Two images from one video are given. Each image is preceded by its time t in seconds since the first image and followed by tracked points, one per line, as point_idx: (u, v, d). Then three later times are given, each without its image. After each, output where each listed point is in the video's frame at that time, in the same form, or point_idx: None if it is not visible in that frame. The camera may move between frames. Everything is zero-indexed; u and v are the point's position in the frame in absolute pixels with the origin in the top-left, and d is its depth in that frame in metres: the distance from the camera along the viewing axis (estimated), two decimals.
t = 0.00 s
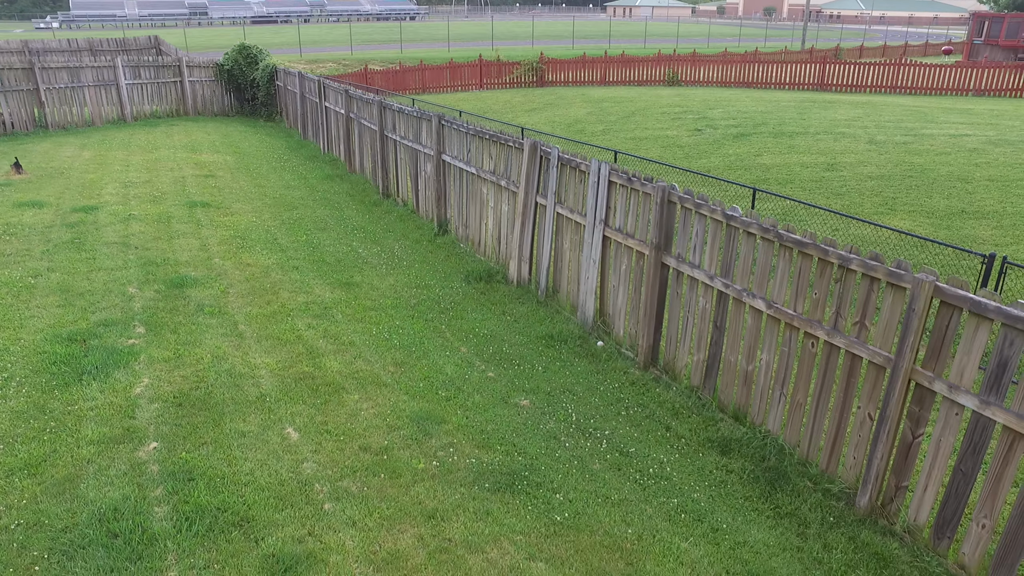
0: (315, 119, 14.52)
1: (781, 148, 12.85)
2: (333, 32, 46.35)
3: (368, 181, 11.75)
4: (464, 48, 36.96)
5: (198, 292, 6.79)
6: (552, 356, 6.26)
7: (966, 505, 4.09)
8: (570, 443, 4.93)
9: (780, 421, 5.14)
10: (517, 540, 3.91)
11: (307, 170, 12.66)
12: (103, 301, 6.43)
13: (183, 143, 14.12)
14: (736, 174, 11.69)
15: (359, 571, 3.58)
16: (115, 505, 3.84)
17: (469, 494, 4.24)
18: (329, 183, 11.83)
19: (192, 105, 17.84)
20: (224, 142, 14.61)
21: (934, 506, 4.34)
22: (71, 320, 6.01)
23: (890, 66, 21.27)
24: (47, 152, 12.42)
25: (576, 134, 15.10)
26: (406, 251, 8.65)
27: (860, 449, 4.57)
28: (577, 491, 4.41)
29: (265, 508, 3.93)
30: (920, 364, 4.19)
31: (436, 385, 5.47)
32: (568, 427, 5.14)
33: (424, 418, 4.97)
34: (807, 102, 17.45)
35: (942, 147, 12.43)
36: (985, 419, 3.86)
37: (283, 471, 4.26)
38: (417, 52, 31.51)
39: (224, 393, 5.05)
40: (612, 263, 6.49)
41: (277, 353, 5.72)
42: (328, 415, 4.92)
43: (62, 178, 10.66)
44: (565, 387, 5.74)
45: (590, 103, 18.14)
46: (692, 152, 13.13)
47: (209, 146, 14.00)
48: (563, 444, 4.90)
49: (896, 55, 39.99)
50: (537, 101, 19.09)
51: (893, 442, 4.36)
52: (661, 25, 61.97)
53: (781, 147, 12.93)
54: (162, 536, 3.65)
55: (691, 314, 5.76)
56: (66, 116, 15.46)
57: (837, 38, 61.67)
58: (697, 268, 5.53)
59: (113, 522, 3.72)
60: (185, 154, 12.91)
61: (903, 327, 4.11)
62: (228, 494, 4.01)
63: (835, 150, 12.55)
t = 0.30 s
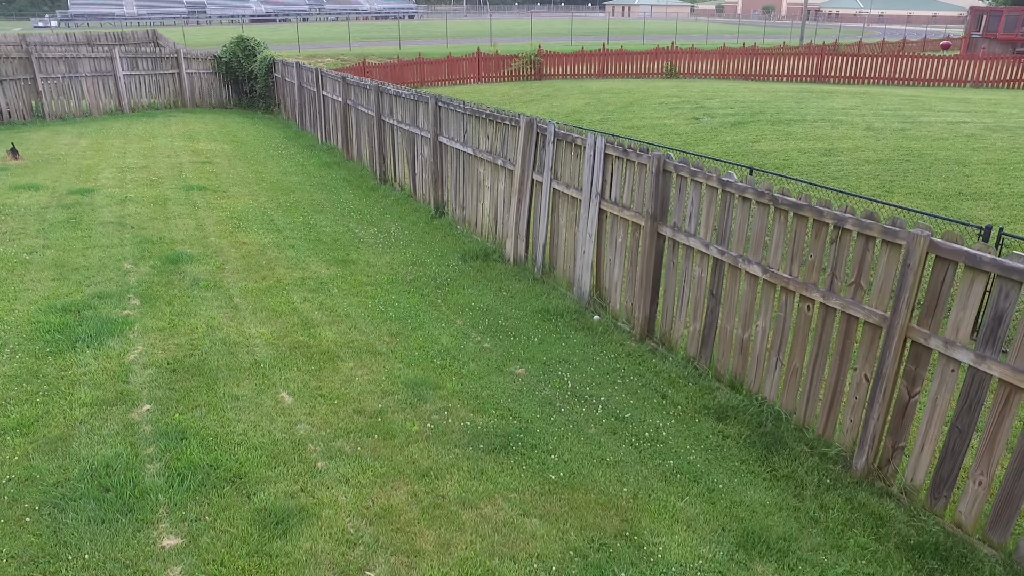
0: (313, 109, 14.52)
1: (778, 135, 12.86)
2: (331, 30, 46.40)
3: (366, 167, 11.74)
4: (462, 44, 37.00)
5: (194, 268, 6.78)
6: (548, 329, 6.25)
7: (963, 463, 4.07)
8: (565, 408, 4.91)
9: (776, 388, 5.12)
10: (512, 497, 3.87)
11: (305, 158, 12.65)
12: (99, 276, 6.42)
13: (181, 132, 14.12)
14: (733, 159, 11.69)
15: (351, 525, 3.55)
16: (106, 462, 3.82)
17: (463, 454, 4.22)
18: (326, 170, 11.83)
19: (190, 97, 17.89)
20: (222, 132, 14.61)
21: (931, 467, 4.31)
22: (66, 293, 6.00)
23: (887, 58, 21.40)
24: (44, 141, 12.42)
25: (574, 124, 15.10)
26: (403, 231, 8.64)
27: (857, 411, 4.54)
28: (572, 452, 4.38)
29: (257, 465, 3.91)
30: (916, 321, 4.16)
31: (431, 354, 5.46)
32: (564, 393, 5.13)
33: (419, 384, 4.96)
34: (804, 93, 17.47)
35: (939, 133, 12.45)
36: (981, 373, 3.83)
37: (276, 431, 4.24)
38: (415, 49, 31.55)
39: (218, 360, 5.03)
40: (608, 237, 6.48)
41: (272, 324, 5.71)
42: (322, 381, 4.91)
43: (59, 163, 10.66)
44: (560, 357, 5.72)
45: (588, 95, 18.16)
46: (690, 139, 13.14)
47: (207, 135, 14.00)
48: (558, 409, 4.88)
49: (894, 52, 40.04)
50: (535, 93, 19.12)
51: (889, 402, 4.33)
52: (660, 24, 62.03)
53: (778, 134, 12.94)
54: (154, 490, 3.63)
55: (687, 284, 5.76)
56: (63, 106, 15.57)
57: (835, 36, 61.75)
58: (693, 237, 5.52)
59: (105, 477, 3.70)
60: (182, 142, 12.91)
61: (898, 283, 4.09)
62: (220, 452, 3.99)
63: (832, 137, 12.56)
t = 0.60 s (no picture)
0: (314, 99, 14.56)
1: (778, 123, 12.90)
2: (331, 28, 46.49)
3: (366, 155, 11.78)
4: (463, 41, 37.04)
5: (195, 245, 6.81)
6: (547, 303, 6.27)
7: (959, 422, 4.07)
8: (563, 375, 4.93)
9: (774, 356, 5.14)
10: (511, 455, 3.89)
11: (306, 147, 12.69)
12: (100, 252, 6.45)
13: (181, 123, 14.16)
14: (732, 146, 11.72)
15: (350, 477, 3.56)
16: (107, 418, 3.84)
17: (461, 415, 4.24)
18: (326, 158, 11.86)
19: (190, 90, 17.98)
20: (222, 123, 14.66)
21: (927, 428, 4.32)
22: (67, 267, 6.04)
23: (886, 52, 21.48)
24: (45, 129, 12.47)
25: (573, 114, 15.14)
26: (403, 214, 8.67)
27: (854, 375, 4.56)
28: (570, 415, 4.40)
29: (257, 422, 3.93)
30: (913, 282, 4.18)
31: (431, 324, 5.49)
32: (562, 362, 5.15)
33: (418, 351, 4.98)
34: (803, 84, 17.50)
35: (937, 120, 12.48)
36: (977, 331, 3.83)
37: (276, 393, 4.26)
38: (415, 45, 31.61)
39: (218, 328, 5.06)
40: (607, 212, 6.50)
41: (272, 296, 5.73)
42: (322, 347, 4.94)
43: (61, 149, 10.71)
44: (559, 329, 5.74)
45: (587, 87, 18.20)
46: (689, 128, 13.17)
47: (207, 126, 14.04)
48: (557, 375, 4.90)
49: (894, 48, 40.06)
50: (535, 86, 19.16)
51: (886, 364, 4.35)
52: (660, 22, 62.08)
53: (777, 122, 12.97)
54: (154, 444, 3.65)
55: (686, 256, 5.79)
56: (64, 97, 15.69)
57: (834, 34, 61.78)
58: (691, 207, 5.54)
59: (106, 432, 3.73)
60: (183, 132, 12.96)
61: (895, 243, 4.11)
62: (220, 411, 4.01)
63: (832, 124, 12.59)
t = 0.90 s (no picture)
0: (315, 91, 14.65)
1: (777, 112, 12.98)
2: (332, 26, 46.61)
3: (368, 143, 11.87)
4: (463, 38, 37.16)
5: (200, 223, 6.90)
6: (548, 278, 6.36)
7: (952, 381, 4.15)
8: (563, 342, 5.01)
9: (771, 324, 5.23)
10: (512, 411, 3.97)
11: (308, 136, 12.78)
12: (106, 228, 6.55)
13: (184, 114, 14.27)
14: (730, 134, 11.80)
15: (356, 429, 3.65)
16: (118, 375, 3.93)
17: (463, 375, 4.32)
18: (329, 147, 11.96)
19: (192, 83, 18.13)
20: (225, 114, 14.76)
21: (921, 389, 4.39)
22: (75, 243, 6.13)
23: (885, 47, 21.65)
24: (48, 119, 12.57)
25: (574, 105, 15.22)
26: (405, 197, 8.75)
27: (850, 339, 4.64)
28: (571, 376, 4.48)
29: (264, 380, 4.02)
30: (906, 244, 4.25)
31: (433, 296, 5.57)
32: (563, 330, 5.23)
33: (421, 318, 5.07)
34: (802, 76, 17.58)
35: (936, 109, 12.55)
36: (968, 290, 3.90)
37: (281, 354, 4.35)
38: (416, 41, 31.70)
39: (224, 297, 5.15)
40: (607, 190, 6.59)
41: (277, 269, 5.82)
42: (326, 315, 5.02)
43: (65, 137, 10.81)
44: (559, 301, 5.82)
45: (587, 80, 18.29)
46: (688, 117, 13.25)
47: (210, 117, 14.14)
48: (558, 342, 4.98)
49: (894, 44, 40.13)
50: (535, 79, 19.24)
51: (881, 326, 4.43)
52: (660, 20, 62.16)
53: (776, 111, 13.05)
54: (164, 398, 3.74)
55: (685, 230, 5.88)
56: (67, 89, 15.83)
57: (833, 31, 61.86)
58: (689, 180, 5.63)
59: (117, 386, 3.82)
60: (185, 122, 13.06)
61: (888, 205, 4.19)
62: (228, 369, 4.10)
63: (830, 113, 12.66)
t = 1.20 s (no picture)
0: (318, 84, 14.80)
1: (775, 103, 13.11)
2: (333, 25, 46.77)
3: (370, 133, 12.00)
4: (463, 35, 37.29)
5: (207, 204, 7.02)
6: (549, 256, 6.47)
7: (943, 345, 4.24)
8: (564, 312, 5.12)
9: (768, 296, 5.34)
10: (514, 372, 4.08)
11: (311, 127, 12.91)
12: (115, 209, 6.67)
13: (188, 106, 14.41)
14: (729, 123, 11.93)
15: (362, 386, 3.76)
16: (131, 336, 4.05)
17: (466, 340, 4.43)
18: (332, 137, 12.09)
19: (195, 78, 18.32)
20: (228, 107, 14.91)
21: (914, 354, 4.49)
22: (85, 221, 6.25)
23: (883, 44, 21.86)
24: (55, 110, 12.72)
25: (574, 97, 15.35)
26: (408, 183, 8.87)
27: (844, 307, 4.74)
28: (572, 343, 4.59)
29: (272, 342, 4.13)
30: (898, 211, 4.35)
31: (437, 270, 5.68)
32: (564, 302, 5.34)
33: (425, 290, 5.19)
34: (801, 70, 17.72)
35: (932, 99, 12.68)
36: (958, 253, 3.99)
37: (289, 320, 4.47)
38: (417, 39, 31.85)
39: (232, 270, 5.27)
40: (607, 170, 6.70)
41: (283, 246, 5.94)
42: (332, 286, 5.13)
43: (72, 126, 10.94)
44: (560, 277, 5.93)
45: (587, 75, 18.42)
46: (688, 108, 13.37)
47: (214, 109, 14.28)
48: (559, 312, 5.09)
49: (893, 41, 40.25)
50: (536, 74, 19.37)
51: (874, 293, 4.53)
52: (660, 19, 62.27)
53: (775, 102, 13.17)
54: (177, 357, 3.86)
55: (683, 207, 6.00)
56: (72, 82, 16.00)
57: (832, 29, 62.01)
58: (687, 157, 5.73)
59: (131, 347, 3.93)
60: (190, 113, 13.20)
61: (880, 173, 4.29)
62: (237, 333, 4.21)
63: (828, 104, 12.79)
